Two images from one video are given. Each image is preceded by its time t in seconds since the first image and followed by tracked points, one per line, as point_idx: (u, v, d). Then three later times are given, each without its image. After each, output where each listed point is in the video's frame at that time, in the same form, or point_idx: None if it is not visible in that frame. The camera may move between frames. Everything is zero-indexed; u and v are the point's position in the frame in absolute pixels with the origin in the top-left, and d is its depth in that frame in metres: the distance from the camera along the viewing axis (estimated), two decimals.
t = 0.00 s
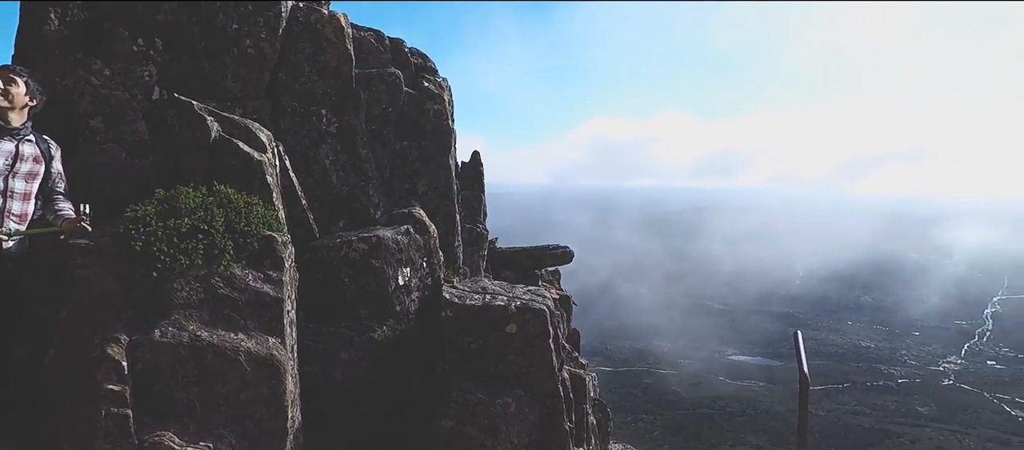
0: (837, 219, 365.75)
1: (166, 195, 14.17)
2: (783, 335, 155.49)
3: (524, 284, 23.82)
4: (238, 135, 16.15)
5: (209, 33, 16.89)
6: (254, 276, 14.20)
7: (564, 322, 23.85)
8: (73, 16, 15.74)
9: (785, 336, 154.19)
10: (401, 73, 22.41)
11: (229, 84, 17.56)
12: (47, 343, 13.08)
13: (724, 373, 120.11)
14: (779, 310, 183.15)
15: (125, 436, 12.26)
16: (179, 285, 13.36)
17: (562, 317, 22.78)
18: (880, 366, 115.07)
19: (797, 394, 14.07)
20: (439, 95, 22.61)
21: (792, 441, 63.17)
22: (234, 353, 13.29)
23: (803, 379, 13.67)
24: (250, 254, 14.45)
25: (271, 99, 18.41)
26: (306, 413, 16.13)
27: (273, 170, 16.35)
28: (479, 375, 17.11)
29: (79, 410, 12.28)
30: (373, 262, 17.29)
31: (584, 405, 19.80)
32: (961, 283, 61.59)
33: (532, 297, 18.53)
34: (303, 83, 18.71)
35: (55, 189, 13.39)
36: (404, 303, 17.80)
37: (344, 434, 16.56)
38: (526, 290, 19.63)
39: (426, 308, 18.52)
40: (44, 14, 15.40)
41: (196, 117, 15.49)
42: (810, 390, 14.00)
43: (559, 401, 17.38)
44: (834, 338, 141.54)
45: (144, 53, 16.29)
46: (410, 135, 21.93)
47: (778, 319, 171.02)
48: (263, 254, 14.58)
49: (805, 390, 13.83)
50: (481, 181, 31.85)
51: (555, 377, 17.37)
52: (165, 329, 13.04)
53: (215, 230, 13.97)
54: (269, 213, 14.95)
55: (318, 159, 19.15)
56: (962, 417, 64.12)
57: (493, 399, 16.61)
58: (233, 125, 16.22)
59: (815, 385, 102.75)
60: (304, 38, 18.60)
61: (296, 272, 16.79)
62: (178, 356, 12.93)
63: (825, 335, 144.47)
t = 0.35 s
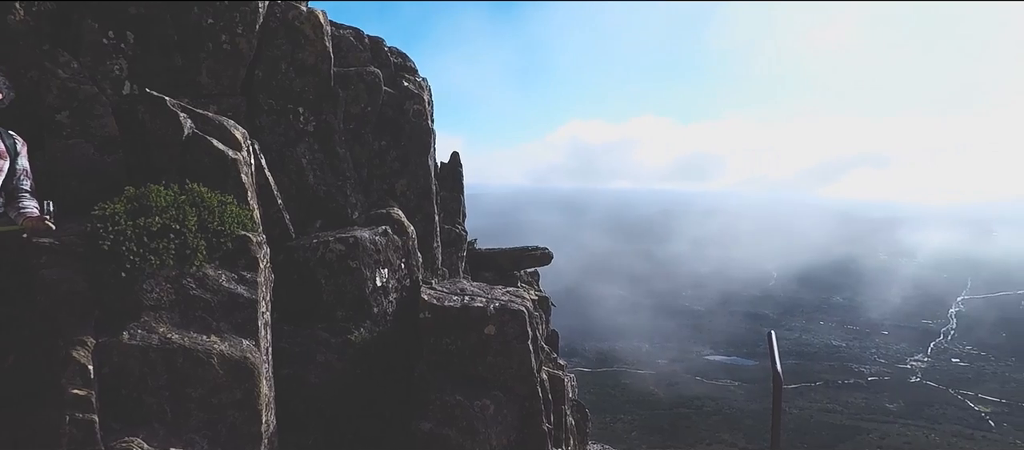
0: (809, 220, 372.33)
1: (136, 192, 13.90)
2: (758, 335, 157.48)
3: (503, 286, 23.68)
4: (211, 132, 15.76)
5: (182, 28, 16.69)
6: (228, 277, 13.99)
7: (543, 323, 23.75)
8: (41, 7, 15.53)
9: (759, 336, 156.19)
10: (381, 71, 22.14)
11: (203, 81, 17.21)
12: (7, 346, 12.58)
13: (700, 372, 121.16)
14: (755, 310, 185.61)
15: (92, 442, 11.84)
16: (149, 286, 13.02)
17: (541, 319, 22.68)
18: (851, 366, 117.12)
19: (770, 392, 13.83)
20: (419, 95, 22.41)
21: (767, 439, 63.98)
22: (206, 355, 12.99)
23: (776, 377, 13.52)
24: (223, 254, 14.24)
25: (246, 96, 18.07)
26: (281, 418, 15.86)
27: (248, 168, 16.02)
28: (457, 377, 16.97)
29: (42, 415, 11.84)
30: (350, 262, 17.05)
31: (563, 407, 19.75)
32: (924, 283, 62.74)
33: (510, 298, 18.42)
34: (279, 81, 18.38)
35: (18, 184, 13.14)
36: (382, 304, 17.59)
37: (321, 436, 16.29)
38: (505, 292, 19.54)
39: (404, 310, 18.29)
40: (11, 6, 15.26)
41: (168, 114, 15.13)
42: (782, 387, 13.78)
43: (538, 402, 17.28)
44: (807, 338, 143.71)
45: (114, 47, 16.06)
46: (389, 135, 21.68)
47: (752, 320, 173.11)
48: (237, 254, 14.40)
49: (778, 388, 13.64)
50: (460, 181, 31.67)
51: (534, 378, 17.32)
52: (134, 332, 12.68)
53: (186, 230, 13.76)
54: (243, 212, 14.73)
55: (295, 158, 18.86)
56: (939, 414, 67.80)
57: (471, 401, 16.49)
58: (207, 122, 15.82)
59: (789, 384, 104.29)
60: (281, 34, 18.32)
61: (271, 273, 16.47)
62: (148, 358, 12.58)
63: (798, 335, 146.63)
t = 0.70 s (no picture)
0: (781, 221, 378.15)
1: (106, 191, 13.76)
2: (734, 336, 159.33)
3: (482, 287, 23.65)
4: (186, 130, 15.46)
5: (156, 23, 16.29)
6: (201, 277, 13.77)
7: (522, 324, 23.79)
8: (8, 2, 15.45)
9: (734, 337, 158.10)
10: (359, 71, 21.99)
11: (177, 77, 16.89)
12: None
13: (676, 373, 122.19)
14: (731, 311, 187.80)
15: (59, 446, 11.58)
16: (118, 286, 12.76)
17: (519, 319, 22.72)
18: (823, 366, 119.21)
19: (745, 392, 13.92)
20: (397, 95, 22.23)
21: (742, 438, 64.76)
22: (178, 356, 12.76)
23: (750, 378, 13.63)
24: (196, 254, 14.06)
25: (222, 94, 17.83)
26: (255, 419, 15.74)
27: (224, 167, 15.80)
28: (434, 378, 16.90)
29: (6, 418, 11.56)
30: (327, 263, 16.86)
31: (540, 408, 19.76)
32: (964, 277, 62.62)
33: (489, 299, 18.41)
34: (255, 79, 18.15)
35: None
36: (359, 305, 17.40)
37: (296, 437, 16.29)
38: (483, 292, 19.53)
39: (381, 310, 18.13)
40: None
41: (141, 111, 14.84)
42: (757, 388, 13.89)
43: (516, 403, 17.28)
44: (781, 339, 145.95)
45: (84, 41, 15.55)
46: (367, 135, 21.49)
47: (728, 320, 175.13)
48: (212, 254, 14.21)
49: (752, 388, 13.75)
50: (439, 182, 31.54)
51: (513, 379, 17.29)
52: (103, 332, 12.41)
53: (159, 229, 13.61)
54: (217, 211, 14.57)
55: (271, 157, 18.66)
56: None
57: (448, 402, 16.42)
58: (181, 120, 15.47)
59: (764, 385, 105.68)
60: (258, 32, 18.07)
61: (246, 273, 16.24)
62: (118, 360, 12.31)
63: (772, 336, 148.78)
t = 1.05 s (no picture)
0: (759, 223, 382.34)
1: (80, 188, 13.59)
2: (714, 336, 160.96)
3: (464, 287, 23.61)
4: (164, 127, 15.19)
5: (132, 18, 16.11)
6: (178, 276, 13.54)
7: (504, 324, 23.79)
8: None
9: (714, 337, 159.51)
10: (341, 69, 21.80)
11: (154, 73, 16.64)
12: None
13: (657, 373, 122.98)
14: (710, 310, 189.85)
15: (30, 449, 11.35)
16: (92, 285, 12.57)
17: (501, 319, 22.71)
18: (801, 367, 120.77)
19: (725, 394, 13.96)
20: (380, 93, 22.06)
21: (720, 437, 65.39)
22: (155, 358, 12.54)
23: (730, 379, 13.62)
24: (174, 253, 13.84)
25: (200, 91, 17.59)
26: (233, 420, 15.60)
27: (202, 165, 15.60)
28: (415, 378, 16.80)
29: None
30: (307, 262, 16.65)
31: (522, 408, 19.74)
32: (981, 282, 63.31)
33: (472, 299, 18.34)
34: (234, 76, 17.92)
35: None
36: (340, 305, 17.24)
37: (275, 437, 16.21)
38: (466, 293, 19.42)
39: (362, 310, 17.99)
40: None
41: (117, 107, 14.55)
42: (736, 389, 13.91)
43: (498, 403, 17.24)
44: (759, 339, 147.53)
45: (57, 35, 15.24)
46: (348, 133, 21.31)
47: (707, 321, 176.65)
48: (190, 253, 13.98)
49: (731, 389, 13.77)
50: (421, 182, 31.38)
51: (495, 379, 17.24)
52: (76, 333, 12.19)
53: (135, 227, 13.45)
54: (195, 210, 14.37)
55: (251, 154, 18.44)
56: None
57: (430, 402, 16.38)
58: (159, 116, 15.20)
59: (743, 384, 106.88)
60: (238, 29, 17.85)
61: (225, 273, 16.04)
62: (92, 361, 12.07)
63: (750, 336, 150.38)
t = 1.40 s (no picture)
0: (737, 224, 386.40)
1: (52, 186, 13.37)
2: (694, 336, 162.25)
3: (446, 287, 23.51)
4: (140, 124, 14.95)
5: (108, 13, 15.86)
6: (154, 276, 13.32)
7: (485, 324, 23.74)
8: None
9: (694, 337, 160.76)
10: (322, 67, 21.59)
11: (130, 69, 16.38)
12: None
13: (637, 373, 123.57)
14: (691, 310, 191.38)
15: None
16: (64, 285, 12.34)
17: (484, 319, 22.65)
18: (779, 366, 122.17)
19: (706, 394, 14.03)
20: (361, 92, 21.90)
21: (699, 437, 65.86)
22: (130, 359, 12.30)
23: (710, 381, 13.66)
24: (150, 253, 13.65)
25: (178, 87, 17.34)
26: (210, 421, 15.37)
27: (179, 163, 15.37)
28: (396, 379, 16.70)
29: None
30: (287, 262, 16.47)
31: (503, 408, 19.70)
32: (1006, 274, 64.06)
33: (453, 299, 18.26)
34: (213, 73, 17.67)
35: None
36: (320, 305, 17.07)
37: (253, 438, 16.01)
38: (448, 293, 19.37)
39: (343, 311, 17.83)
40: None
41: (90, 103, 14.26)
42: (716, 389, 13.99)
43: (479, 404, 17.21)
44: (738, 339, 148.94)
45: (29, 30, 15.00)
46: (329, 132, 21.13)
47: (687, 321, 177.98)
48: (166, 253, 13.79)
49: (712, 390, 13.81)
50: (402, 182, 31.18)
51: (476, 379, 17.17)
52: (46, 334, 11.89)
53: (109, 226, 13.26)
54: (172, 208, 14.18)
55: (230, 153, 18.22)
56: None
57: (411, 403, 16.28)
58: (135, 113, 14.96)
59: (722, 384, 107.84)
60: (216, 26, 17.63)
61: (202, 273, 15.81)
62: (63, 361, 11.81)
63: (729, 336, 151.76)
